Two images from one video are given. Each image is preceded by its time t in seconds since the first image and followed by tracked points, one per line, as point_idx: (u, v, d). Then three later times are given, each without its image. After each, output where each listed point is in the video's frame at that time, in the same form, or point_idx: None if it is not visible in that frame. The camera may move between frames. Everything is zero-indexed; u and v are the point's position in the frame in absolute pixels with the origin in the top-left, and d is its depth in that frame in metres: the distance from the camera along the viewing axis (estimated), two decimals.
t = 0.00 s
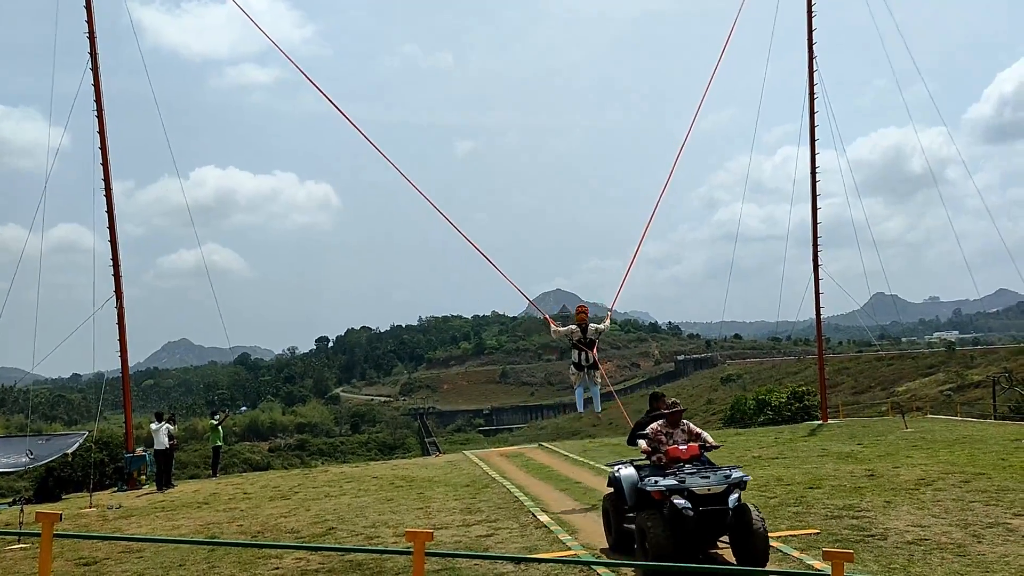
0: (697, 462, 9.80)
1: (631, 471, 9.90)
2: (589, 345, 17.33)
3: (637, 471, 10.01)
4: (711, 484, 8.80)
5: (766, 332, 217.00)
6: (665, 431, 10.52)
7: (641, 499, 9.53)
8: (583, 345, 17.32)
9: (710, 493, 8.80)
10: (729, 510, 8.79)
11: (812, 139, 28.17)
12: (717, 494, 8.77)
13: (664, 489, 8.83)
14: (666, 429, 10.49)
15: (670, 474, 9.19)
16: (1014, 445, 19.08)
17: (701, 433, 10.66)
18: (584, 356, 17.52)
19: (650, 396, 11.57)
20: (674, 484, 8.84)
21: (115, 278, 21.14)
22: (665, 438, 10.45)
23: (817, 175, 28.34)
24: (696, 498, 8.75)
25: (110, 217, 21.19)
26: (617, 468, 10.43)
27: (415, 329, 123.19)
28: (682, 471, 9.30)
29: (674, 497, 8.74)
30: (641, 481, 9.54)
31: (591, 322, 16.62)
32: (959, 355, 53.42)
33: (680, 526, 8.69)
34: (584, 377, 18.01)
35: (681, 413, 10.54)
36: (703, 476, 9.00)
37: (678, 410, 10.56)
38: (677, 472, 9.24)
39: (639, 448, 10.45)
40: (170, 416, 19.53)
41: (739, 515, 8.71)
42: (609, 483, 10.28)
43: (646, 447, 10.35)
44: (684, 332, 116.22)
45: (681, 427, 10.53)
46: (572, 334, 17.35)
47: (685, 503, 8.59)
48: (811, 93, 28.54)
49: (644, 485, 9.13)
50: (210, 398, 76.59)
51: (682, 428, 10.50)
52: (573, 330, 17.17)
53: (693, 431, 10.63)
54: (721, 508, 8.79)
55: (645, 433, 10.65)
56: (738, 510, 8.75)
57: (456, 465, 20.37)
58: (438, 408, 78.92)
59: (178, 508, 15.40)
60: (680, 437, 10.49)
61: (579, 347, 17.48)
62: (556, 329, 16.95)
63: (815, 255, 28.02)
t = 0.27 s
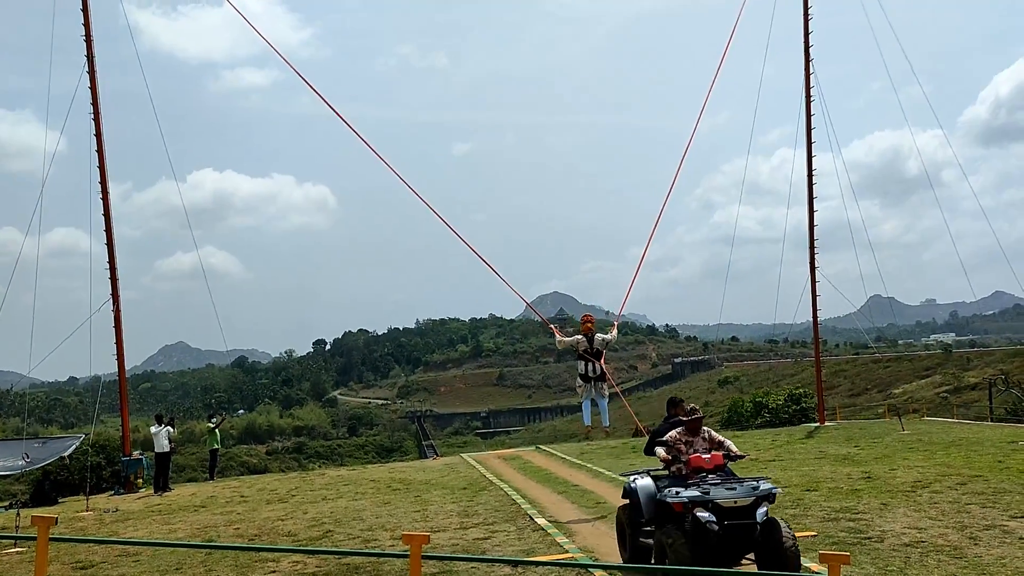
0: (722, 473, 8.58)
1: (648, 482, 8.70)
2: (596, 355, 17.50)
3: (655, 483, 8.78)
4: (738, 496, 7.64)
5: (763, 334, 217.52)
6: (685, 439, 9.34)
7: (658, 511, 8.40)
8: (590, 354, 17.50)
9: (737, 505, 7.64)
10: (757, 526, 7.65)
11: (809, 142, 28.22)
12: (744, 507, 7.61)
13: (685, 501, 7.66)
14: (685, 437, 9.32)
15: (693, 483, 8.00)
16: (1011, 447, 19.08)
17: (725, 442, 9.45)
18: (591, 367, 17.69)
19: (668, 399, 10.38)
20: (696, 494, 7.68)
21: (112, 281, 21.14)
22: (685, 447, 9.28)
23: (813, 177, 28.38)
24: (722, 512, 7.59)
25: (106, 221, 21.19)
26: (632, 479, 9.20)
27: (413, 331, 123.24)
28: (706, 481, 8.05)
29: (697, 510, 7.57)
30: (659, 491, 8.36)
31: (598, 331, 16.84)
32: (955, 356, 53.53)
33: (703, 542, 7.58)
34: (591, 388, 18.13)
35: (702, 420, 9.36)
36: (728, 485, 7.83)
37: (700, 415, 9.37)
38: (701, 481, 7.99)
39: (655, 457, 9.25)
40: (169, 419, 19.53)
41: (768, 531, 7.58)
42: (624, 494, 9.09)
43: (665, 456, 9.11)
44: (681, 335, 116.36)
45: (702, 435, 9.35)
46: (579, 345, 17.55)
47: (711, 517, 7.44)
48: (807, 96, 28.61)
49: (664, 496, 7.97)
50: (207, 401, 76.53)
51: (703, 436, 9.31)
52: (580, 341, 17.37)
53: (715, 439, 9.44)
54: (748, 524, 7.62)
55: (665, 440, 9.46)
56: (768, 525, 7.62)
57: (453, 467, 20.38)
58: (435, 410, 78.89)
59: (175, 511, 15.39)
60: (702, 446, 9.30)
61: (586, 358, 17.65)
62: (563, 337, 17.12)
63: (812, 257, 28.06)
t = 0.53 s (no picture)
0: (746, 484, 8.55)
1: (667, 494, 8.69)
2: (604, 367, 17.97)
3: (674, 494, 8.79)
4: (768, 511, 7.64)
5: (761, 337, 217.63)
6: (707, 446, 9.25)
7: (680, 526, 8.41)
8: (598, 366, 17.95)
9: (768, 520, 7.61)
10: (790, 543, 7.62)
11: (805, 145, 28.27)
12: (776, 522, 7.63)
13: (712, 516, 7.68)
14: (707, 445, 9.23)
15: (718, 497, 7.99)
16: (1009, 450, 19.11)
17: (750, 451, 9.33)
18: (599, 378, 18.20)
19: (687, 404, 10.30)
20: (724, 509, 7.69)
21: (108, 286, 21.08)
22: (708, 456, 9.16)
23: (809, 181, 28.45)
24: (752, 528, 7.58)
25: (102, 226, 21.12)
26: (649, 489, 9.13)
27: (410, 336, 123.10)
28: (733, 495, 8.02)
29: (725, 525, 7.58)
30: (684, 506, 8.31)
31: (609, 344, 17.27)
32: (952, 360, 53.56)
33: (730, 558, 7.52)
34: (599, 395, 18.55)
35: (724, 428, 9.26)
36: (756, 500, 7.82)
37: (721, 423, 9.29)
38: (727, 496, 7.96)
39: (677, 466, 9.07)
40: (167, 424, 19.51)
41: (801, 548, 7.47)
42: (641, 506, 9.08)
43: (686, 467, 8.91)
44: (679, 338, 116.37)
45: (725, 443, 9.26)
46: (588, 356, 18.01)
47: (739, 533, 7.43)
48: (804, 99, 28.64)
49: (688, 510, 7.97)
50: (204, 406, 76.37)
51: (726, 444, 9.22)
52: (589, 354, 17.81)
53: (739, 448, 9.31)
54: (780, 540, 7.59)
55: (686, 448, 9.32)
56: (801, 542, 7.52)
57: (450, 472, 20.39)
58: (433, 415, 78.76)
59: (172, 517, 15.36)
60: (725, 455, 9.19)
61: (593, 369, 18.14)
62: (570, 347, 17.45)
63: (809, 261, 28.10)
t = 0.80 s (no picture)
0: (776, 497, 8.38)
1: (687, 507, 8.44)
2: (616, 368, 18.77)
3: (695, 505, 8.56)
4: (803, 529, 7.44)
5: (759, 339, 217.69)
6: (732, 455, 9.20)
7: (703, 542, 8.13)
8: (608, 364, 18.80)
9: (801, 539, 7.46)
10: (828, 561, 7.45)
11: (802, 148, 28.33)
12: (812, 541, 7.44)
13: (742, 534, 7.46)
14: (733, 454, 9.20)
15: (748, 514, 7.79)
16: (1005, 452, 19.13)
17: (778, 459, 9.23)
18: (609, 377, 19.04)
19: (708, 409, 10.18)
20: (756, 527, 7.49)
21: (105, 289, 21.05)
22: (733, 465, 9.14)
23: (806, 184, 28.50)
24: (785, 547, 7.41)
25: (99, 228, 21.08)
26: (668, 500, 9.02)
27: (407, 338, 123.04)
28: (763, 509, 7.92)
29: (755, 544, 7.40)
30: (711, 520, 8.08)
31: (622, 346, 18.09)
32: (949, 362, 53.61)
33: None
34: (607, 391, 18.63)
35: (751, 436, 9.19)
36: (789, 517, 7.63)
37: (748, 430, 9.22)
38: (756, 511, 7.85)
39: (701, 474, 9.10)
40: (164, 427, 19.45)
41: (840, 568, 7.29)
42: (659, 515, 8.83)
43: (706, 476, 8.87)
44: (676, 341, 116.41)
45: (752, 452, 9.19)
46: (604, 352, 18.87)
47: (772, 552, 7.24)
48: (800, 102, 28.69)
49: (714, 526, 7.75)
50: (201, 409, 76.26)
51: (753, 453, 9.15)
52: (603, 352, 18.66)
53: (768, 456, 9.22)
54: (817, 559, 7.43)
55: (712, 454, 9.33)
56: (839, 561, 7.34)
57: (448, 474, 20.41)
58: (430, 417, 78.69)
59: (169, 519, 15.33)
60: (752, 464, 9.14)
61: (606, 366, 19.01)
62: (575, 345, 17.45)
63: (806, 263, 28.14)
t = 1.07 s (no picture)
0: (811, 507, 8.11)
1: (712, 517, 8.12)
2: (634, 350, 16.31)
3: (718, 514, 8.27)
4: (848, 543, 7.02)
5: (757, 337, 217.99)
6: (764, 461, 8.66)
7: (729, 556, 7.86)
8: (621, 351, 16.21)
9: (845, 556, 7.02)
10: None
11: (801, 146, 28.33)
12: (858, 555, 7.03)
13: (777, 548, 7.02)
14: (765, 460, 8.65)
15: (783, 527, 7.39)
16: (1003, 451, 19.14)
17: (813, 465, 8.75)
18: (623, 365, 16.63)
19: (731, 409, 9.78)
20: (794, 541, 7.06)
21: (103, 285, 21.00)
22: (764, 472, 8.60)
23: (805, 182, 28.48)
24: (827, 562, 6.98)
25: (97, 224, 21.02)
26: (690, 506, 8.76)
27: (405, 336, 123.07)
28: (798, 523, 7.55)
29: (793, 560, 6.96)
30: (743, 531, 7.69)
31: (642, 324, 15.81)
32: (946, 361, 53.69)
33: None
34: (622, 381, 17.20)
35: (785, 440, 8.65)
36: (829, 529, 7.23)
37: (783, 435, 8.69)
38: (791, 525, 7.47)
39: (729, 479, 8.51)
40: (162, 424, 19.39)
41: None
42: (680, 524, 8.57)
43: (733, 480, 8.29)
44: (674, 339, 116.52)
45: (785, 457, 8.68)
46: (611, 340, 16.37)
47: (812, 569, 6.78)
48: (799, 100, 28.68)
49: (745, 540, 7.33)
50: (199, 406, 76.22)
51: (786, 458, 8.64)
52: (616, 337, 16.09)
53: (801, 463, 8.75)
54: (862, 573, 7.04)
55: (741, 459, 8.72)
56: None
57: (445, 472, 20.40)
58: (428, 415, 78.71)
59: (166, 516, 15.29)
60: (785, 470, 8.63)
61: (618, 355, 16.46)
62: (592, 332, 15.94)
63: (804, 262, 28.14)
